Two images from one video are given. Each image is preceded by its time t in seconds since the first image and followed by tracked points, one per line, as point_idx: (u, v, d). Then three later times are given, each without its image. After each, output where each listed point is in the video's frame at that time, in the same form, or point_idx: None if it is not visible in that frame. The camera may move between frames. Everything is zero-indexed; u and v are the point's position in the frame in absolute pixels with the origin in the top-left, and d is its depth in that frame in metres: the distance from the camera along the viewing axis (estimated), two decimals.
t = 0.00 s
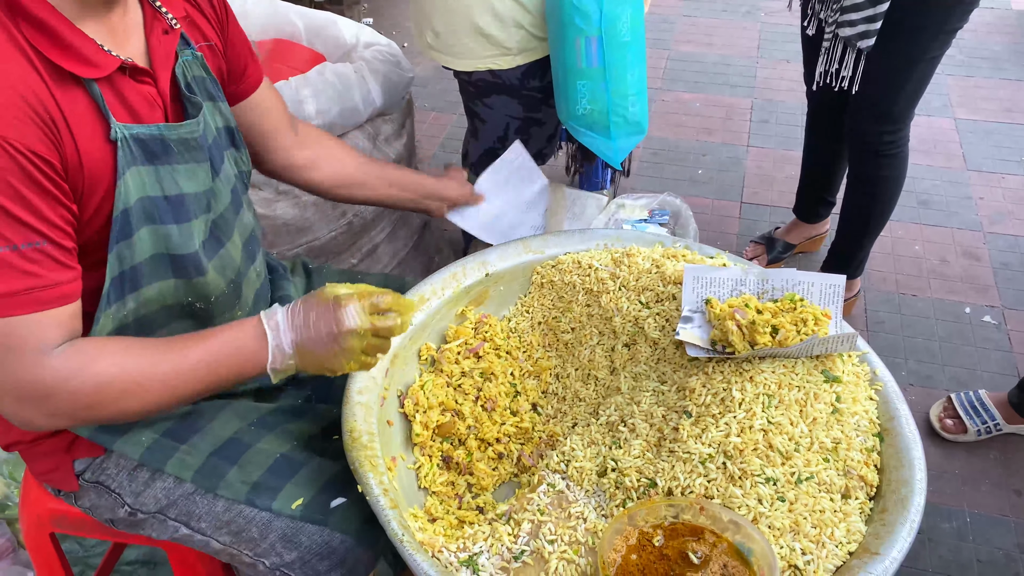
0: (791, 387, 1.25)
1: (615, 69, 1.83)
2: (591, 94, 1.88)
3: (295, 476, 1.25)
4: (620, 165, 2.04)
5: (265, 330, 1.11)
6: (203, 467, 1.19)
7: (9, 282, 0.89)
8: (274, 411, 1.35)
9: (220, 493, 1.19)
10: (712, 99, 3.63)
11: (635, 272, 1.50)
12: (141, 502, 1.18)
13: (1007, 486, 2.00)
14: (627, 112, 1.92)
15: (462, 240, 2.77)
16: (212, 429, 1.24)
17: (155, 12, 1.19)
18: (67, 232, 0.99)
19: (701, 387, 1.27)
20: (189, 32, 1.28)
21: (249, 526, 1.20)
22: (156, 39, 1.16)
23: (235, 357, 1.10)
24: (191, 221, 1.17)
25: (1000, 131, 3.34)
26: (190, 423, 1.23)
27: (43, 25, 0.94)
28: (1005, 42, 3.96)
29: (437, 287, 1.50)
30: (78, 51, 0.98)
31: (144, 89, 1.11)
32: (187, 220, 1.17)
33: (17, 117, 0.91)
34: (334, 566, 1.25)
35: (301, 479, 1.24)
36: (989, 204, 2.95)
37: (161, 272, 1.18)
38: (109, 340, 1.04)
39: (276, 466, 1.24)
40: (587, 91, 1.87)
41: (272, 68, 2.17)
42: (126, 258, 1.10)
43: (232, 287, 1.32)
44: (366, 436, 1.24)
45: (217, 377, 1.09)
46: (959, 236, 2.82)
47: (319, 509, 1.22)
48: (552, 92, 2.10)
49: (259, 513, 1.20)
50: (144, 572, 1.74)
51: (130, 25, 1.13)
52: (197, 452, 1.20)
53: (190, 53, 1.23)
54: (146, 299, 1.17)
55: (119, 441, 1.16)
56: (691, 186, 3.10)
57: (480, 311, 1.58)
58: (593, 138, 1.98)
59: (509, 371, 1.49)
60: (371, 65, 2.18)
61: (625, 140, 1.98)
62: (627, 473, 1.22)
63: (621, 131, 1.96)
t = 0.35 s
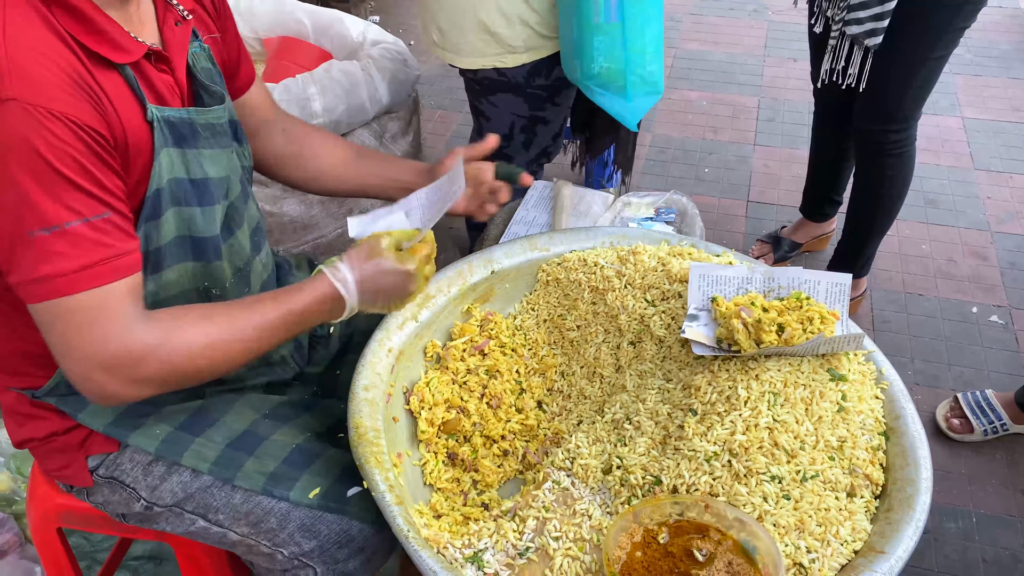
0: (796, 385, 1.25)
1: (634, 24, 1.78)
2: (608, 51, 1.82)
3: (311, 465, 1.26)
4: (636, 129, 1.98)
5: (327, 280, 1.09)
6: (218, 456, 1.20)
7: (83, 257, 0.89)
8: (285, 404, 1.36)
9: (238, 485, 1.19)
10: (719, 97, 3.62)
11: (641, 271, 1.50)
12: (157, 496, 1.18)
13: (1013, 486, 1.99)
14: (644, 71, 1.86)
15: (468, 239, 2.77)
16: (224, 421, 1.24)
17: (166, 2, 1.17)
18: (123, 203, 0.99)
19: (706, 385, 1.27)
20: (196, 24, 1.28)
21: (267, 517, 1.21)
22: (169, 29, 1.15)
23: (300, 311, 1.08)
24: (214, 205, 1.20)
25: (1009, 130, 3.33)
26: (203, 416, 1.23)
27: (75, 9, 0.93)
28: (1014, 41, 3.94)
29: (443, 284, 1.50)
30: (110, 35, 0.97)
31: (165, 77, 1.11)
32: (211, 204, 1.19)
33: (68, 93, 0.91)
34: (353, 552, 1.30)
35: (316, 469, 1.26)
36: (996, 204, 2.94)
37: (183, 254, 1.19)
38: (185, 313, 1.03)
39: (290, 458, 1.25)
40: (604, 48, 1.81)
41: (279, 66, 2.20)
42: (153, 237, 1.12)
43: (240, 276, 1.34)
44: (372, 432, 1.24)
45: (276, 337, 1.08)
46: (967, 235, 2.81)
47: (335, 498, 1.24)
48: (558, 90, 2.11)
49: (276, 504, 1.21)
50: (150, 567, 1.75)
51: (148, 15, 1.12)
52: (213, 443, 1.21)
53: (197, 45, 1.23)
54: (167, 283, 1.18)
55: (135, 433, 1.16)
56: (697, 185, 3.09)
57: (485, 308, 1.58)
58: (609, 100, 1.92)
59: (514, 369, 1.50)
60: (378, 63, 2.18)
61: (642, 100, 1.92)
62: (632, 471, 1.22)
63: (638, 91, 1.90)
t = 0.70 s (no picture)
0: (800, 382, 1.24)
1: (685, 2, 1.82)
2: (662, 31, 1.87)
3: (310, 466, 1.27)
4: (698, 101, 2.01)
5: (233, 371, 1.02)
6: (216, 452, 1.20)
7: None
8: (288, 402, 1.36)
9: (228, 482, 1.20)
10: (724, 95, 3.61)
11: (645, 268, 1.50)
12: (150, 488, 1.18)
13: (1018, 484, 1.99)
14: (697, 44, 1.90)
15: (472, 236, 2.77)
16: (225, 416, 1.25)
17: (202, 4, 1.19)
18: (65, 212, 0.97)
19: (709, 382, 1.27)
20: (234, 25, 1.29)
21: (256, 516, 1.20)
22: (200, 29, 1.17)
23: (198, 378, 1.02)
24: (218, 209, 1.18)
25: (1016, 128, 3.31)
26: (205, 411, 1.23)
27: (96, 7, 0.97)
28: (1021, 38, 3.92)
29: (446, 281, 1.50)
30: (126, 33, 1.00)
31: (183, 77, 1.12)
32: (214, 207, 1.18)
33: (49, 86, 0.92)
34: (339, 560, 1.26)
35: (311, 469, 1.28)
36: (1003, 201, 2.93)
37: (186, 257, 1.18)
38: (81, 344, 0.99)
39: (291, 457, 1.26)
40: (657, 29, 1.86)
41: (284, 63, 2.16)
42: (154, 240, 1.10)
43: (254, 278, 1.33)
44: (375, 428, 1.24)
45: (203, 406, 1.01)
46: (973, 233, 2.80)
47: (326, 503, 1.26)
48: (561, 86, 2.11)
49: (268, 503, 1.21)
50: (153, 563, 1.75)
51: (179, 17, 1.14)
52: (209, 439, 1.23)
53: (231, 46, 1.23)
54: (171, 284, 1.17)
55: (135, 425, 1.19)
56: (702, 182, 3.09)
57: (488, 305, 1.58)
58: (667, 79, 1.96)
59: (517, 366, 1.50)
60: (383, 60, 2.18)
61: (698, 73, 1.96)
62: (635, 468, 1.22)
63: (696, 64, 1.94)
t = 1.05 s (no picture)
0: (799, 378, 1.24)
1: None
2: None
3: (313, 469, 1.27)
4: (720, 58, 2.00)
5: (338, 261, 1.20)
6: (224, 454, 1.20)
7: (131, 257, 0.90)
8: (291, 402, 1.36)
9: (242, 485, 1.20)
10: (725, 92, 3.61)
11: (645, 264, 1.50)
12: (161, 492, 1.18)
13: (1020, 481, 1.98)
14: None
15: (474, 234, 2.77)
16: (230, 419, 1.25)
17: None
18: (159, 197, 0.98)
19: (708, 378, 1.27)
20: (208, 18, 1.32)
21: (270, 517, 1.21)
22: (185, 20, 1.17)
23: (312, 287, 1.15)
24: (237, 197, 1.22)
25: (1018, 124, 3.31)
26: (211, 414, 1.24)
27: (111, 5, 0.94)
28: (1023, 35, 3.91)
29: (446, 277, 1.50)
30: (145, 31, 0.98)
31: (188, 68, 1.12)
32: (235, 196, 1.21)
33: (116, 89, 0.91)
34: (354, 556, 1.30)
35: (319, 471, 1.27)
36: (1005, 198, 2.92)
37: (206, 245, 1.20)
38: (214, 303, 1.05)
39: (294, 459, 1.26)
40: None
41: (284, 60, 2.21)
42: (181, 228, 1.13)
43: (252, 265, 1.37)
44: (375, 425, 1.25)
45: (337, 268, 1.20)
46: (974, 230, 2.80)
47: (338, 502, 1.25)
48: (562, 83, 2.11)
49: (281, 505, 1.21)
50: (155, 560, 1.76)
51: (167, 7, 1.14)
52: (219, 442, 1.21)
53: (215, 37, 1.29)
54: (187, 274, 1.19)
55: (144, 431, 1.17)
56: (703, 180, 3.08)
57: (488, 302, 1.58)
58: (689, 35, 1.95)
59: (517, 363, 1.50)
60: (383, 56, 2.17)
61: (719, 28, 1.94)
62: (634, 463, 1.22)
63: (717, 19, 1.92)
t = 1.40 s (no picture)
0: (797, 375, 1.24)
1: None
2: None
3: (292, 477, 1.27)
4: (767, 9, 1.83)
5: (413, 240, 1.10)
6: (204, 458, 1.21)
7: (168, 232, 0.87)
8: (282, 404, 1.36)
9: (216, 490, 1.20)
10: (727, 90, 3.61)
11: (643, 262, 1.51)
12: (142, 491, 1.19)
13: (1020, 479, 1.98)
14: None
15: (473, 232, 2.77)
16: (218, 420, 1.25)
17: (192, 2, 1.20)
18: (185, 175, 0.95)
19: (707, 375, 1.27)
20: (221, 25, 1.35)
21: (241, 526, 1.21)
22: (193, 25, 1.19)
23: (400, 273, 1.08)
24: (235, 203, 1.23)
25: (1020, 121, 3.30)
26: (198, 415, 1.24)
27: None
28: None
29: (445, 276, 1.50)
30: (150, 29, 0.99)
31: (193, 72, 1.14)
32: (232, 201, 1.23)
33: (126, 69, 0.90)
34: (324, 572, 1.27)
35: (297, 480, 1.26)
36: (1007, 195, 2.92)
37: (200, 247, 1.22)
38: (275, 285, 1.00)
39: (272, 467, 1.26)
40: None
41: (285, 57, 2.21)
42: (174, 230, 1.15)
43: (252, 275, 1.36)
44: (374, 422, 1.25)
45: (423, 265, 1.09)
46: (975, 227, 2.79)
47: (313, 514, 1.25)
48: (567, 81, 2.10)
49: (253, 513, 1.21)
50: (155, 557, 1.76)
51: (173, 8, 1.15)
52: (199, 444, 1.22)
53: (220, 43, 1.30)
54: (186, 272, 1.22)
55: (131, 428, 1.19)
56: (704, 177, 3.08)
57: (487, 299, 1.57)
58: None
59: (516, 360, 1.50)
60: (383, 54, 2.17)
61: None
62: (632, 460, 1.23)
63: None
